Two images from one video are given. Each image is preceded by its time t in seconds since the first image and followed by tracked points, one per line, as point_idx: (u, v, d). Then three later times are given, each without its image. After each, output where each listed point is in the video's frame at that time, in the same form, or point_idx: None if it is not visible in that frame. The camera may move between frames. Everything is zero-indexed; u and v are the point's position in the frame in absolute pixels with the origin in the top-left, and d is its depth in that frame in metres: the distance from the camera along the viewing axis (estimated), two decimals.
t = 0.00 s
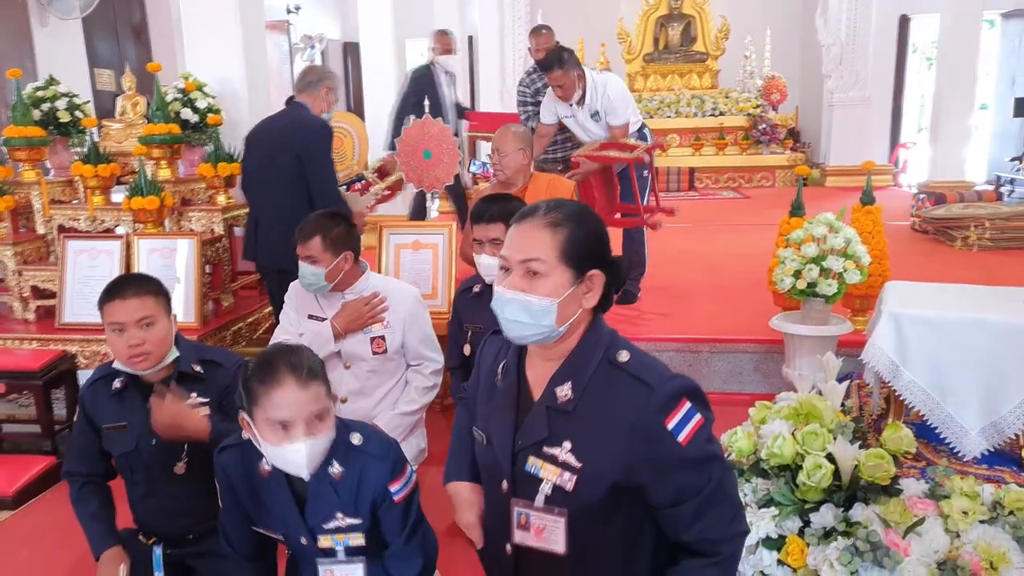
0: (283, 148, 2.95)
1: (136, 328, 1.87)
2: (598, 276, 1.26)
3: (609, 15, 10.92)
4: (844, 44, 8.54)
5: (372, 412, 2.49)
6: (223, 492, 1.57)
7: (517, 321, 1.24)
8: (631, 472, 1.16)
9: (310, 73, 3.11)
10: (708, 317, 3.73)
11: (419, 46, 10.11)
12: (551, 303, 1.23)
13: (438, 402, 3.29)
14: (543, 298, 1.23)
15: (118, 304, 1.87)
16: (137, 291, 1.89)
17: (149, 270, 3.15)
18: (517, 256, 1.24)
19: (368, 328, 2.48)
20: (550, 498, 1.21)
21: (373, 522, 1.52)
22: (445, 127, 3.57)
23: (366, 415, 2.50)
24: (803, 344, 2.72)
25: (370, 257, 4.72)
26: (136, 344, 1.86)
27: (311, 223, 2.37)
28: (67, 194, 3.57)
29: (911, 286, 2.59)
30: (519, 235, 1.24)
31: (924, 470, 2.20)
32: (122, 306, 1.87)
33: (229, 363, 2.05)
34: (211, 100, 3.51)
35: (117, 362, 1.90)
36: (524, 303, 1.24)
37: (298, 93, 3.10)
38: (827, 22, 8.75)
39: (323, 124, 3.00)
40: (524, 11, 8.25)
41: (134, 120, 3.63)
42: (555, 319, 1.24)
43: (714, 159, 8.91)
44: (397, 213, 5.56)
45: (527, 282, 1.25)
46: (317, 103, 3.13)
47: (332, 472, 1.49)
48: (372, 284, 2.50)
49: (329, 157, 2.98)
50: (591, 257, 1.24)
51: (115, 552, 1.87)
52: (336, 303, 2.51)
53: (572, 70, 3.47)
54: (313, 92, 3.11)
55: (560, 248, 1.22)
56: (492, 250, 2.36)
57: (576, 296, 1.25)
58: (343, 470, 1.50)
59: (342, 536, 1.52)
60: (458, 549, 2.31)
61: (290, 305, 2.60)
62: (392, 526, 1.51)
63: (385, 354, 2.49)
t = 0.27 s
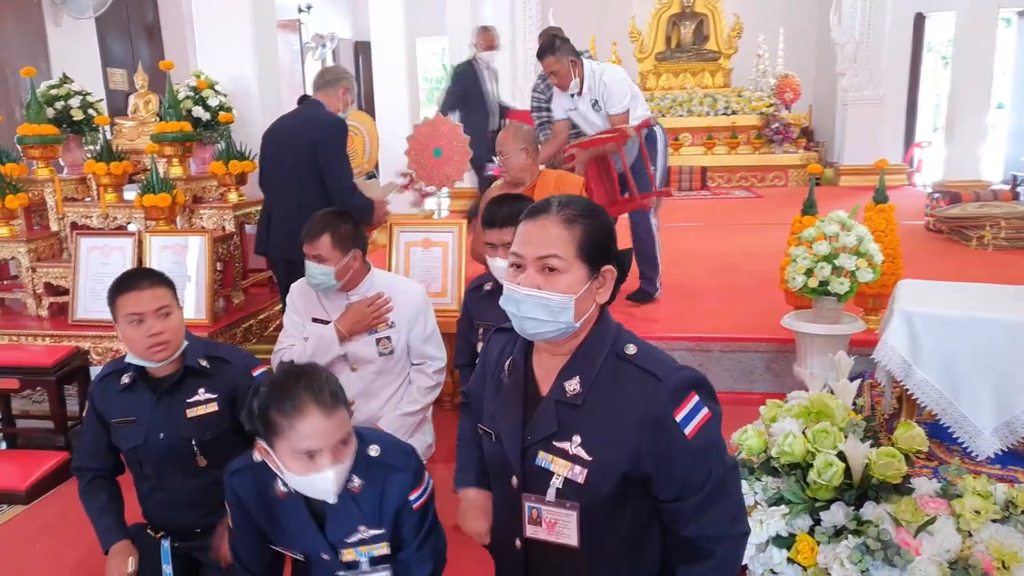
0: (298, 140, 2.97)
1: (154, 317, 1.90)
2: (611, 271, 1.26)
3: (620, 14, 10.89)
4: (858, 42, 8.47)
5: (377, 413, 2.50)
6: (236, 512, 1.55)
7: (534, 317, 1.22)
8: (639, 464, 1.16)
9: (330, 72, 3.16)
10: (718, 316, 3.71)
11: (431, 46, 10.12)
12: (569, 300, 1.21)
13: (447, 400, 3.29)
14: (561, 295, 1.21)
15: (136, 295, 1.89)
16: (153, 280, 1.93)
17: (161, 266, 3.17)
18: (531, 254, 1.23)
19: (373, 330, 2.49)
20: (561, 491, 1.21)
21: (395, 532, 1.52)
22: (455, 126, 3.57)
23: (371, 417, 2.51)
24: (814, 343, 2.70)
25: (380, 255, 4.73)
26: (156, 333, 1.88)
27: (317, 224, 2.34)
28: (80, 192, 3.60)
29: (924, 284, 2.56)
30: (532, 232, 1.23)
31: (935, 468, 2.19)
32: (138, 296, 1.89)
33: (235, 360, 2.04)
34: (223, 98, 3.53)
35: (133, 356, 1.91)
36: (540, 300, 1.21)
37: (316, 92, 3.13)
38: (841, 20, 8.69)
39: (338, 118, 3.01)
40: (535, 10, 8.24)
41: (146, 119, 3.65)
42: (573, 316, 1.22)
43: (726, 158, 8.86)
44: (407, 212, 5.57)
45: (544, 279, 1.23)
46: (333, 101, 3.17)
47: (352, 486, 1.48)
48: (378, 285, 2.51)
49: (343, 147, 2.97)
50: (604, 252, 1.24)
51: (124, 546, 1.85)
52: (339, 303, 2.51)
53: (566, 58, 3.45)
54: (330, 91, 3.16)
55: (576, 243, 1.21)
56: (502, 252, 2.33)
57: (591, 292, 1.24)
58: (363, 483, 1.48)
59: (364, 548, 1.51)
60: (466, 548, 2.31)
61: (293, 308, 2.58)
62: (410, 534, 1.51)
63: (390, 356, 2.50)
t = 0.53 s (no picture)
0: (300, 140, 2.98)
1: (171, 313, 1.91)
2: (601, 265, 1.26)
3: (629, 13, 10.89)
4: (867, 41, 8.44)
5: (386, 413, 2.53)
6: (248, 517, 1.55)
7: (528, 314, 1.22)
8: (638, 449, 1.16)
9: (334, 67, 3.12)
10: (725, 315, 3.71)
11: (439, 45, 10.14)
12: (560, 295, 1.22)
13: (454, 398, 3.30)
14: (552, 290, 1.22)
15: (151, 291, 1.91)
16: (166, 276, 1.95)
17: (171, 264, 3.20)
18: (521, 251, 1.24)
19: (382, 330, 2.50)
20: (560, 477, 1.21)
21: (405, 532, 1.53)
22: (464, 124, 3.58)
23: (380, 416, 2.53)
24: (822, 342, 2.70)
25: (389, 254, 4.75)
26: (174, 328, 1.90)
27: (320, 232, 2.32)
28: (91, 191, 3.63)
29: (932, 283, 2.56)
30: (522, 230, 1.23)
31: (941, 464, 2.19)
32: (154, 292, 1.91)
33: (246, 357, 2.06)
34: (233, 98, 3.55)
35: (148, 352, 1.93)
36: (533, 297, 1.22)
37: (319, 88, 3.13)
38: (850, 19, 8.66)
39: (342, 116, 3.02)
40: (543, 9, 8.25)
41: (157, 118, 3.67)
42: (565, 310, 1.22)
43: (734, 158, 8.85)
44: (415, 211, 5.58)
45: (533, 277, 1.23)
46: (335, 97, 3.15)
47: (365, 489, 1.48)
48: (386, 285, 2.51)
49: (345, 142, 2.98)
50: (592, 246, 1.24)
51: (136, 541, 1.86)
52: (349, 304, 2.51)
53: (566, 64, 3.41)
54: (332, 85, 3.14)
55: (564, 239, 1.22)
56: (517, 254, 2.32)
57: (582, 286, 1.24)
58: (374, 486, 1.49)
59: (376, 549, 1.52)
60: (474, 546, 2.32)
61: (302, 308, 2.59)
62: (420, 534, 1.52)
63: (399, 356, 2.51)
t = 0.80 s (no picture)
0: (297, 147, 3.00)
1: (191, 312, 1.93)
2: (558, 263, 1.25)
3: (633, 13, 10.90)
4: (871, 42, 8.45)
5: (398, 408, 2.55)
6: (269, 499, 1.58)
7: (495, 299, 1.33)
8: (646, 430, 1.18)
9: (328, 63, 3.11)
10: (731, 315, 3.73)
11: (444, 46, 10.16)
12: (512, 288, 1.28)
13: (463, 396, 3.33)
14: (508, 283, 1.29)
15: (174, 289, 1.91)
16: (188, 276, 1.95)
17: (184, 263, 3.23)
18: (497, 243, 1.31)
19: (394, 326, 2.53)
20: (570, 459, 1.23)
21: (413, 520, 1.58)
22: (471, 124, 3.61)
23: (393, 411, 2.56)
24: (829, 340, 2.73)
25: (397, 253, 4.78)
26: (193, 327, 1.93)
27: (331, 227, 2.36)
28: (103, 190, 3.66)
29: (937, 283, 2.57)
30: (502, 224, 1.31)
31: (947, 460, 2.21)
32: (172, 291, 1.91)
33: (263, 353, 2.09)
34: (244, 98, 3.59)
35: (166, 348, 1.96)
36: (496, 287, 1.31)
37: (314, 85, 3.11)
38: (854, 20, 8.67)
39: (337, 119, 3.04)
40: (548, 10, 8.27)
41: (168, 118, 3.71)
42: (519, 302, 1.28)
43: (739, 158, 8.86)
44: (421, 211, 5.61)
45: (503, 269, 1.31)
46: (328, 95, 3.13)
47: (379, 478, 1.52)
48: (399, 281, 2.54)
49: (339, 142, 2.99)
50: (553, 245, 1.24)
51: (154, 534, 1.90)
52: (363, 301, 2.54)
53: (578, 61, 3.50)
54: (324, 82, 3.12)
55: (521, 237, 1.25)
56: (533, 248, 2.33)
57: (539, 281, 1.26)
58: (386, 474, 1.53)
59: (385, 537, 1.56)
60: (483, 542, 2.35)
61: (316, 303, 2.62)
62: (428, 524, 1.56)
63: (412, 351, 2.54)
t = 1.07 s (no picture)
0: (282, 146, 3.02)
1: (204, 312, 1.98)
2: (587, 268, 1.13)
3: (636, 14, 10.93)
4: (873, 43, 8.48)
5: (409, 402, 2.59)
6: (281, 461, 1.68)
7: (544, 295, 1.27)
8: (708, 445, 1.09)
9: (327, 60, 3.07)
10: (734, 313, 3.76)
11: (448, 46, 10.20)
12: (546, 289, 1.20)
13: (468, 394, 3.36)
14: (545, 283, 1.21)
15: (189, 287, 1.97)
16: (202, 277, 2.00)
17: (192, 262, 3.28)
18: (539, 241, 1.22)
19: (403, 322, 2.56)
20: (622, 470, 1.13)
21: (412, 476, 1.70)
22: (476, 125, 3.64)
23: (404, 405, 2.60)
24: (830, 339, 2.76)
25: (402, 252, 4.82)
26: (207, 327, 1.97)
27: (339, 236, 2.32)
28: (111, 190, 3.70)
29: (939, 282, 2.60)
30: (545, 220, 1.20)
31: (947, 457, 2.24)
32: (187, 292, 1.97)
33: (273, 351, 2.12)
34: (251, 99, 3.62)
35: (179, 347, 2.00)
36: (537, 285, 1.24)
37: (314, 83, 3.08)
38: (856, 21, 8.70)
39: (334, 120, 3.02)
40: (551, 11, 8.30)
41: (176, 119, 3.75)
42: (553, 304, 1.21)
43: (741, 159, 8.89)
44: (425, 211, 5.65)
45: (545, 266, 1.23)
46: (326, 93, 3.08)
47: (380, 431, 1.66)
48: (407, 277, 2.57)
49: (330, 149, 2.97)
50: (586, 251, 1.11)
51: (167, 529, 1.93)
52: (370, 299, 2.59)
53: (580, 63, 3.60)
54: (324, 81, 3.07)
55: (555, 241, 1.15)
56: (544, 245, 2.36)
57: (572, 287, 1.16)
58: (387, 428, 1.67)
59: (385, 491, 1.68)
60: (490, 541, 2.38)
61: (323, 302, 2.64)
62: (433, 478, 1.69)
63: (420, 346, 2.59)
